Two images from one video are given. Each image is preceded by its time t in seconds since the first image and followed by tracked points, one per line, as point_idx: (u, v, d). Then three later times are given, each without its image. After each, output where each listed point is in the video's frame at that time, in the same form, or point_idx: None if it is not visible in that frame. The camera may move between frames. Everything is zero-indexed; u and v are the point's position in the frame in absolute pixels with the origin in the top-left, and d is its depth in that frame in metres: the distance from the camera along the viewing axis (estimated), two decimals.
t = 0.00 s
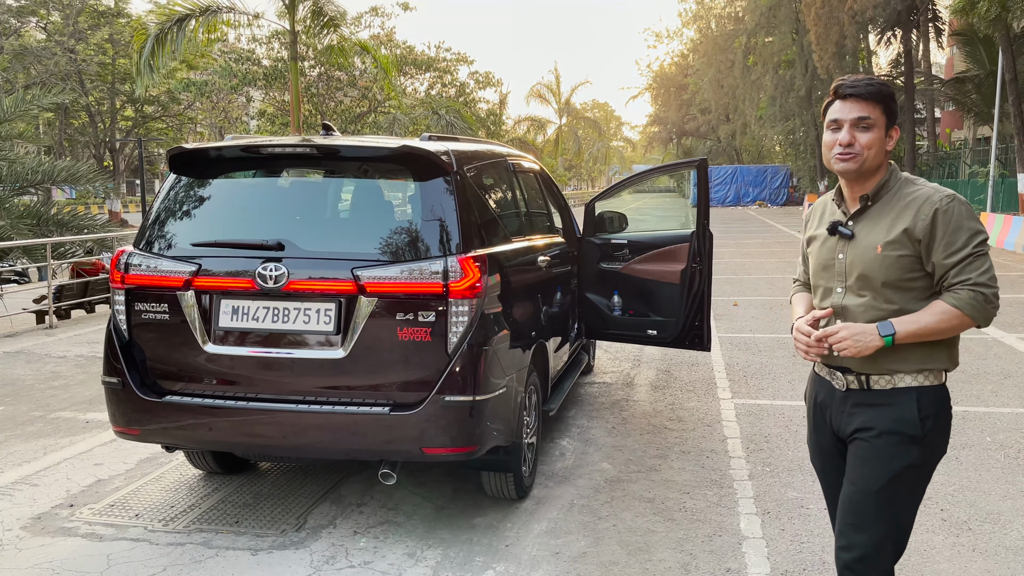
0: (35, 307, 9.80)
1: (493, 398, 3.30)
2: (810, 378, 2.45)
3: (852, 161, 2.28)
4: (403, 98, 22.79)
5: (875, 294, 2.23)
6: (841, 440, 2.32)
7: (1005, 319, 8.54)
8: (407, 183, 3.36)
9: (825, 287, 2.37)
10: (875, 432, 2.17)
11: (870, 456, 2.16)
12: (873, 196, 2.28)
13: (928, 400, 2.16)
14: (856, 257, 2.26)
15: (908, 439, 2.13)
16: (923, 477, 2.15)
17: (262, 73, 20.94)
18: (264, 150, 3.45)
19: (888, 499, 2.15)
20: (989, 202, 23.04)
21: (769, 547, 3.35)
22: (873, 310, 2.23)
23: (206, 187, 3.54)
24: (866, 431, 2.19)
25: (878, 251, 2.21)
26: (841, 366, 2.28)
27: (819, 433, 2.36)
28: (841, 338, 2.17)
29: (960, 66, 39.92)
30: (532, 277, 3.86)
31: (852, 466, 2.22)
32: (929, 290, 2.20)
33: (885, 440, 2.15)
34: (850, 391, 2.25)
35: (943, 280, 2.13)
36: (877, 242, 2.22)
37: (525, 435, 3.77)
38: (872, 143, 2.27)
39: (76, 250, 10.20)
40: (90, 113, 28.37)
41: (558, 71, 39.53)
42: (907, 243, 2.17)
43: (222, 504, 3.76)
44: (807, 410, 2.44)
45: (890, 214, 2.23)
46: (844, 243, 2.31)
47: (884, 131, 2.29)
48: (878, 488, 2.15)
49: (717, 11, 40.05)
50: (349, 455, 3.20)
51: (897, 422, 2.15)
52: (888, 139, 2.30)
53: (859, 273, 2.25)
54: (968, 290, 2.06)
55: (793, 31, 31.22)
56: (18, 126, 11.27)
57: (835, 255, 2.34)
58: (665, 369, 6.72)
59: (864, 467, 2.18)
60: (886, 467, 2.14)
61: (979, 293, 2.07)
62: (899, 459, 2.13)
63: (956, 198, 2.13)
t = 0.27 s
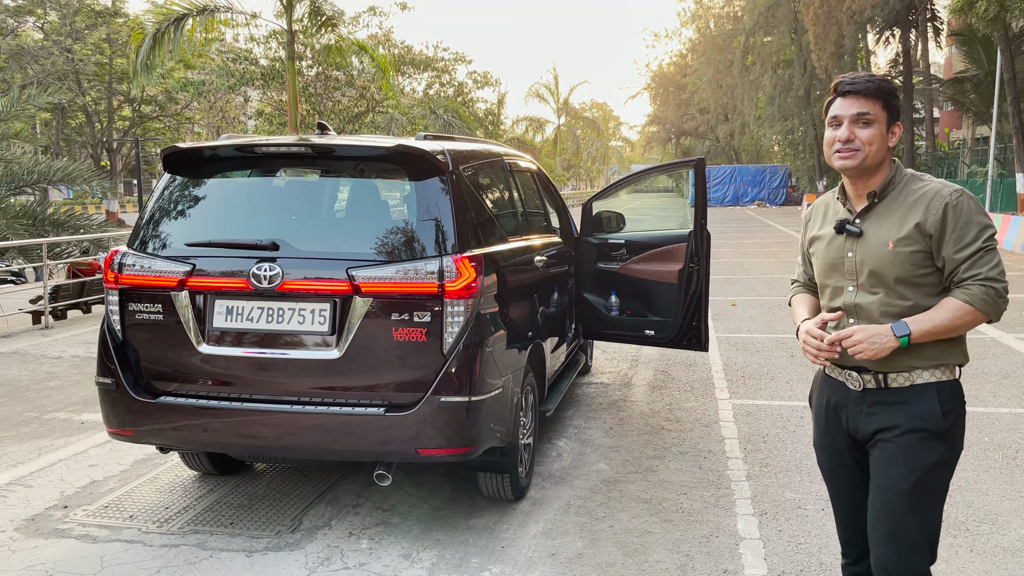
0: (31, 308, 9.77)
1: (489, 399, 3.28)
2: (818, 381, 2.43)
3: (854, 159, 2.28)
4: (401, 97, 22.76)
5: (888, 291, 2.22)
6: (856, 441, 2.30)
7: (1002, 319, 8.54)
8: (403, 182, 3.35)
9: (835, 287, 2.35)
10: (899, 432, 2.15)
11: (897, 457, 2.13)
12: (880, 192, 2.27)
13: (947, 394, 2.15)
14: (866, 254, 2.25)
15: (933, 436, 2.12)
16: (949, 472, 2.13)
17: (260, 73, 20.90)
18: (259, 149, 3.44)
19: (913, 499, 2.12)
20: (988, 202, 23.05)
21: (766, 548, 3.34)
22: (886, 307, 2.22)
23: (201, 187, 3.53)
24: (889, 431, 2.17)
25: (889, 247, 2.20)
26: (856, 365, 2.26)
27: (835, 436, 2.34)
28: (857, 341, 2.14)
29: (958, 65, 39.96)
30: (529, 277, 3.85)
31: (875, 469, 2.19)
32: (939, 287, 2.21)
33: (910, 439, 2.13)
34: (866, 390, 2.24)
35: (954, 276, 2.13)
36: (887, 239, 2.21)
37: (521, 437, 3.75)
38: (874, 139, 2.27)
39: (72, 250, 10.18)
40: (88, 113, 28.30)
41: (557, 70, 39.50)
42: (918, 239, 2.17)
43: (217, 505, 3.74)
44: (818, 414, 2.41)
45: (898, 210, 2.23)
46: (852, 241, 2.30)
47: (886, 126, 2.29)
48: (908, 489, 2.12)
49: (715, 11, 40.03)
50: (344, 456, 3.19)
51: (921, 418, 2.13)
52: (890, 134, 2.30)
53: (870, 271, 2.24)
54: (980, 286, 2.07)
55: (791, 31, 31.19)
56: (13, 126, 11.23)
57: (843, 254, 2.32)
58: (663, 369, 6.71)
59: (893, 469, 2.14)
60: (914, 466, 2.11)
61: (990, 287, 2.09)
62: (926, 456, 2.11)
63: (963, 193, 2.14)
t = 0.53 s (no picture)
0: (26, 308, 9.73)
1: (482, 401, 3.27)
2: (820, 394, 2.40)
3: (875, 156, 2.26)
4: (399, 97, 22.75)
5: (903, 296, 2.20)
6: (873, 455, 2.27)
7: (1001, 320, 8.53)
8: (395, 182, 3.33)
9: (846, 289, 2.33)
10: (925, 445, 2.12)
11: (929, 472, 2.10)
12: (900, 193, 2.26)
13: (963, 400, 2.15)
14: (882, 256, 2.23)
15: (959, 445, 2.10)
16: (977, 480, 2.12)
17: (258, 73, 20.87)
18: (250, 149, 3.42)
19: (955, 509, 2.08)
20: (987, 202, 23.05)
21: (761, 551, 3.32)
22: (901, 313, 2.21)
23: (193, 186, 3.51)
24: (914, 446, 2.14)
25: (908, 251, 2.18)
26: (869, 374, 2.24)
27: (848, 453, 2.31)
28: (870, 348, 2.12)
29: (956, 65, 39.98)
30: (524, 278, 3.83)
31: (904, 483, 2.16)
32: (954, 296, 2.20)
33: (938, 451, 2.10)
34: (879, 401, 2.22)
35: (972, 285, 2.12)
36: (906, 242, 2.20)
37: (514, 439, 3.73)
38: (897, 136, 2.25)
39: (68, 250, 10.14)
40: (86, 113, 28.24)
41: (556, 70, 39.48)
42: (938, 244, 2.15)
43: (208, 507, 3.73)
44: (826, 431, 2.38)
45: (919, 213, 2.21)
46: (868, 242, 2.28)
47: (910, 125, 2.27)
48: (944, 504, 2.08)
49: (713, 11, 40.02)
50: (337, 459, 3.17)
51: (945, 428, 2.11)
52: (913, 134, 2.28)
53: (886, 274, 2.22)
54: (997, 296, 2.07)
55: (790, 30, 31.16)
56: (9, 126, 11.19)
57: (857, 255, 2.30)
58: (659, 370, 6.69)
59: (925, 484, 2.11)
60: (946, 479, 2.09)
61: (1007, 298, 2.08)
62: (956, 467, 2.09)
63: (985, 199, 2.13)
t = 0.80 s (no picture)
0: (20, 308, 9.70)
1: (467, 404, 3.25)
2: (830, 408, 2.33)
3: (911, 158, 2.16)
4: (398, 97, 22.75)
5: (932, 306, 2.11)
6: (883, 472, 2.20)
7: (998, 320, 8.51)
8: (381, 183, 3.31)
9: (867, 292, 2.24)
10: (940, 465, 2.05)
11: (942, 492, 2.03)
12: (937, 194, 2.16)
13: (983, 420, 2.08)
14: (911, 261, 2.14)
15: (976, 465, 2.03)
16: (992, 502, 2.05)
17: (257, 73, 20.85)
18: (234, 149, 3.39)
19: (972, 532, 2.02)
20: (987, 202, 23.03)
21: (751, 556, 3.29)
22: (927, 324, 2.12)
23: (180, 186, 3.48)
24: (928, 465, 2.07)
25: (943, 257, 2.09)
26: (881, 389, 2.18)
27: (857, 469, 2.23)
28: (913, 373, 1.98)
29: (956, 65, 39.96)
30: (514, 280, 3.82)
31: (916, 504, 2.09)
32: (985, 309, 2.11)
33: (952, 471, 2.03)
34: (893, 416, 2.15)
35: (1008, 301, 2.04)
36: (940, 248, 2.10)
37: (502, 441, 3.71)
38: (938, 137, 2.15)
39: (63, 250, 10.11)
40: (85, 113, 28.24)
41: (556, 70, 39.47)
42: (975, 253, 2.06)
43: (193, 511, 3.70)
44: (833, 445, 2.31)
45: (956, 217, 2.12)
46: (897, 244, 2.18)
47: (954, 125, 2.17)
48: (957, 526, 2.01)
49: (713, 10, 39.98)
50: (322, 463, 3.15)
51: (962, 448, 2.04)
52: (955, 134, 2.18)
53: (915, 280, 2.13)
54: None
55: (789, 30, 31.12)
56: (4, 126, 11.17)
57: (883, 257, 2.21)
58: (654, 371, 6.67)
59: (937, 505, 2.04)
60: (960, 500, 2.02)
61: None
62: (972, 489, 2.02)
63: None
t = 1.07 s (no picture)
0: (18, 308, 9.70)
1: (454, 404, 3.24)
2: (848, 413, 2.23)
3: (959, 159, 2.05)
4: (400, 98, 22.74)
5: (971, 313, 2.01)
6: (898, 484, 2.11)
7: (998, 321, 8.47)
8: (369, 182, 3.29)
9: (898, 292, 2.13)
10: (968, 479, 1.97)
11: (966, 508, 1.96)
12: (985, 194, 2.06)
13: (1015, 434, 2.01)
14: (951, 262, 2.04)
15: (1005, 482, 1.96)
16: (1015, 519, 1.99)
17: (260, 73, 20.84)
18: (220, 148, 3.38)
19: (994, 552, 1.95)
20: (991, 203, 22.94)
21: (740, 558, 3.27)
22: (964, 330, 2.02)
23: (169, 185, 3.47)
24: (952, 479, 1.99)
25: (987, 261, 1.99)
26: (908, 397, 2.09)
27: (871, 478, 2.14)
28: (959, 382, 1.90)
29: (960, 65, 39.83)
30: (504, 279, 3.81)
31: (938, 520, 2.01)
32: None
33: (979, 488, 1.96)
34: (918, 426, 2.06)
35: None
36: (984, 251, 2.00)
37: (493, 441, 3.70)
38: (990, 140, 2.03)
39: (61, 250, 10.12)
40: (88, 113, 28.30)
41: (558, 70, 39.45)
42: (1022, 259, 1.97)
43: (182, 512, 3.69)
44: (844, 452, 2.21)
45: (1003, 221, 2.01)
46: (936, 243, 2.07)
47: (1007, 127, 2.05)
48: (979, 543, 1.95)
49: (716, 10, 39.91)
50: (309, 463, 3.14)
51: (991, 464, 1.96)
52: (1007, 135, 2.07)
53: (954, 283, 2.03)
54: None
55: (792, 30, 31.04)
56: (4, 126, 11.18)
57: (919, 256, 2.10)
58: (651, 372, 6.64)
59: (961, 521, 1.97)
60: (986, 518, 1.95)
61: None
62: (1000, 506, 1.95)
63: None
